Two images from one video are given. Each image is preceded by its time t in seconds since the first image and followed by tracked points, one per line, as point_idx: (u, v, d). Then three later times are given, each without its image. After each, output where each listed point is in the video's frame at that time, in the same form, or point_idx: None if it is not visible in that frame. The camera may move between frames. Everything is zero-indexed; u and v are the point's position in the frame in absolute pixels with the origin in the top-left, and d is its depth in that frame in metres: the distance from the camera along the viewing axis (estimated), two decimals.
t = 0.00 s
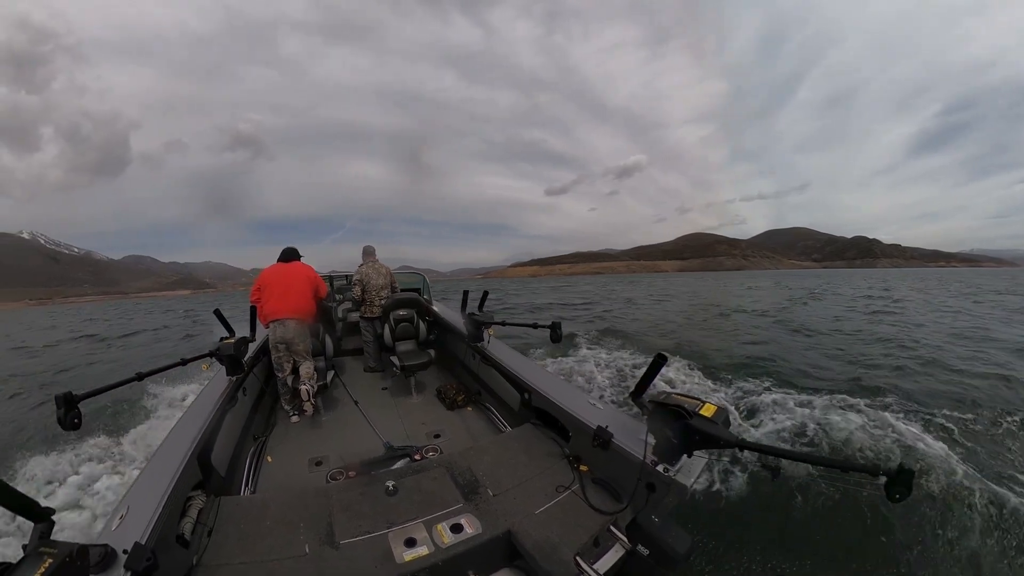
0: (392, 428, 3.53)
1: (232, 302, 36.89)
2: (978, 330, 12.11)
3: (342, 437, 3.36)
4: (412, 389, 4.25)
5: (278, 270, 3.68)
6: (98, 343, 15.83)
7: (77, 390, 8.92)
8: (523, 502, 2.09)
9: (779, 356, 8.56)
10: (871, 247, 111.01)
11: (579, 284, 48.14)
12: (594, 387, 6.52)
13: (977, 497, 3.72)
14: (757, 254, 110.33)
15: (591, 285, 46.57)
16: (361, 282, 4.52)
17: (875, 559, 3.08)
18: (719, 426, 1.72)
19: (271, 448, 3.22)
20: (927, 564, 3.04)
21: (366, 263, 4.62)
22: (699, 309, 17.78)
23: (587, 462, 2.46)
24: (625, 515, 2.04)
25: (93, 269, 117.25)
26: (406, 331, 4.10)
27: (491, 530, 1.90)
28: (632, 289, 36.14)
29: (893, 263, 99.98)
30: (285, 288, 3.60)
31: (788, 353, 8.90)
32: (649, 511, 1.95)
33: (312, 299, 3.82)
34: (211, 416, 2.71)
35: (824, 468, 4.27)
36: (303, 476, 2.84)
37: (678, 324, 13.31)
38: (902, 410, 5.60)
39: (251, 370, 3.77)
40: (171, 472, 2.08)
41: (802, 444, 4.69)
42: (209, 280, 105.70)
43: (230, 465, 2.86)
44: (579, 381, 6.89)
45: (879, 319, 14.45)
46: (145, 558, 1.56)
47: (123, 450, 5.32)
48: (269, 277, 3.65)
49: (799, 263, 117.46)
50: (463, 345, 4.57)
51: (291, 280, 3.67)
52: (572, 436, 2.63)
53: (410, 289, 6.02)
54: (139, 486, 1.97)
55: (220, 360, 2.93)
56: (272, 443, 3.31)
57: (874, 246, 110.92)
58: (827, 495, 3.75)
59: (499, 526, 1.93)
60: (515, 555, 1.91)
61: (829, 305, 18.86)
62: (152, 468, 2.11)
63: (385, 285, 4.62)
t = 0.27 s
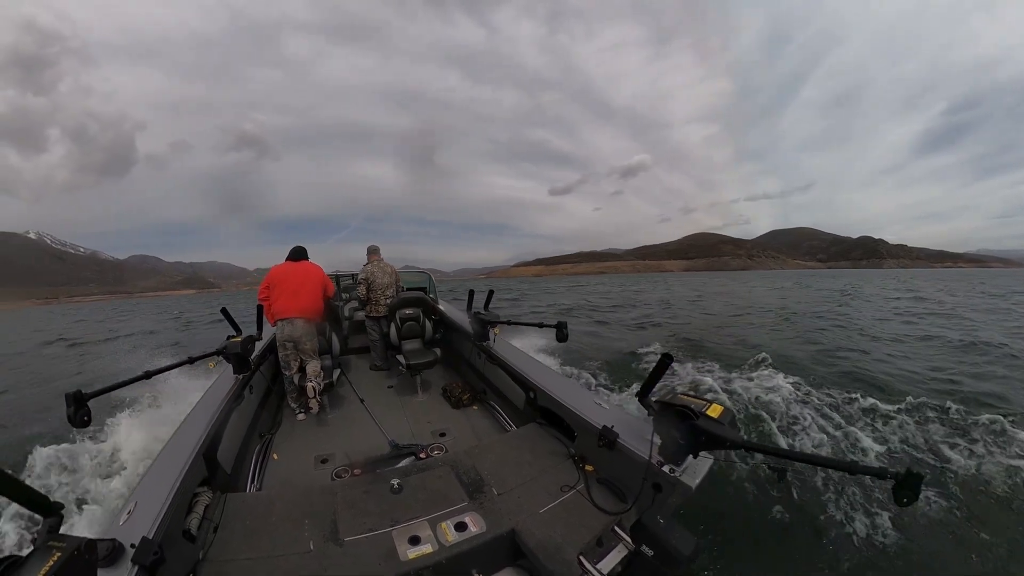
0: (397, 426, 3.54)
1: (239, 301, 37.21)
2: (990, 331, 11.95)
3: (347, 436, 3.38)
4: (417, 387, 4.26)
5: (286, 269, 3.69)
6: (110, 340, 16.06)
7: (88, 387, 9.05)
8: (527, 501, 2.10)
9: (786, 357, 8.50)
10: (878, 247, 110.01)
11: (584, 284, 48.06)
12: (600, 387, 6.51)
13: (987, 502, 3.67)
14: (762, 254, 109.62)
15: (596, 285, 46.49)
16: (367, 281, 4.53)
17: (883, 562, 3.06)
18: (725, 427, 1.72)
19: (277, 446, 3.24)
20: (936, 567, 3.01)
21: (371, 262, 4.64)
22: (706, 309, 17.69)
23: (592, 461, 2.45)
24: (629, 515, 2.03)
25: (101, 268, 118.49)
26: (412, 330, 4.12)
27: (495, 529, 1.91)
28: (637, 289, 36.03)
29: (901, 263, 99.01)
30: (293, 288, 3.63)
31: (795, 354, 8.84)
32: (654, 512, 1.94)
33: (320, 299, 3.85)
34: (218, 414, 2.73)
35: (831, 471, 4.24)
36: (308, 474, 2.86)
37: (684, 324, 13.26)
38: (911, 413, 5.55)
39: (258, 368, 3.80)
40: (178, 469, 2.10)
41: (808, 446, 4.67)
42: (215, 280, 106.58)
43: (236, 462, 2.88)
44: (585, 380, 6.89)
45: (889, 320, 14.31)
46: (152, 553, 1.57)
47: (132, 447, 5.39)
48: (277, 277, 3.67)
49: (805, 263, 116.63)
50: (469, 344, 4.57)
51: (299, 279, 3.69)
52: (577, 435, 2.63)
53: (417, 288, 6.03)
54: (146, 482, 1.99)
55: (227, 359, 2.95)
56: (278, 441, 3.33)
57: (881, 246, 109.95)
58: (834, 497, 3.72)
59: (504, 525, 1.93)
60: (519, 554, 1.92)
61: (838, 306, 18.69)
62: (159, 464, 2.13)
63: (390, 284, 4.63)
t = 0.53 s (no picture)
0: (404, 424, 3.56)
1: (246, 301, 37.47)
2: (1000, 331, 11.82)
3: (354, 433, 3.40)
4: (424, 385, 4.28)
5: (292, 269, 3.71)
6: (120, 340, 16.25)
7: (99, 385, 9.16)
8: (535, 498, 2.10)
9: (793, 356, 8.46)
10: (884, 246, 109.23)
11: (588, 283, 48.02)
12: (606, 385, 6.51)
13: (998, 500, 3.64)
14: (768, 253, 108.98)
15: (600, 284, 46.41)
16: (374, 280, 4.55)
17: (890, 560, 3.04)
18: (732, 424, 1.72)
19: (285, 444, 3.26)
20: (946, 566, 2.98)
21: (378, 261, 4.66)
22: (711, 308, 17.62)
23: (599, 459, 2.46)
24: (635, 513, 2.03)
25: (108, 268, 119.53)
26: (420, 327, 4.14)
27: (503, 526, 1.92)
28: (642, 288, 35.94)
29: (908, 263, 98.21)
30: (301, 288, 3.65)
31: (802, 352, 8.78)
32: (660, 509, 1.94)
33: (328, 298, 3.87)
34: (227, 412, 2.75)
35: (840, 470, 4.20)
36: (316, 471, 2.89)
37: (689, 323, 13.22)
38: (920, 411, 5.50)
39: (266, 366, 3.83)
40: (188, 467, 2.12)
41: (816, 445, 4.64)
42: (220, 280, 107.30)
43: (245, 459, 2.91)
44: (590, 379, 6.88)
45: (896, 319, 14.21)
46: (163, 549, 1.59)
47: (142, 443, 5.45)
48: (285, 277, 3.69)
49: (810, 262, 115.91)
50: (476, 342, 4.59)
51: (307, 279, 3.71)
52: (584, 433, 2.63)
53: (423, 286, 6.06)
54: (156, 480, 2.01)
55: (236, 357, 2.98)
56: (286, 438, 3.35)
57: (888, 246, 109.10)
58: (842, 496, 3.69)
59: (511, 522, 1.94)
60: (526, 552, 1.93)
61: (845, 305, 18.55)
62: (169, 462, 2.15)
63: (398, 283, 4.66)
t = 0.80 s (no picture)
0: (410, 423, 3.57)
1: (252, 300, 37.73)
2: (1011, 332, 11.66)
3: (359, 432, 3.42)
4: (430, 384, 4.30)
5: (297, 268, 3.73)
6: (130, 339, 16.42)
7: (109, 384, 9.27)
8: (540, 497, 2.11)
9: (800, 357, 8.39)
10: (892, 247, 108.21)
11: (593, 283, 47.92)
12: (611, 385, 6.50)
13: (1008, 503, 3.59)
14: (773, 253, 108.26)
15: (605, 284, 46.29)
16: (380, 279, 4.57)
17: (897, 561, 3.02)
18: (738, 423, 1.71)
19: (291, 442, 3.28)
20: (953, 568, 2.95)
21: (385, 260, 4.68)
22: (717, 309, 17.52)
23: (605, 458, 2.46)
24: (640, 512, 2.03)
25: (116, 268, 120.71)
26: (426, 326, 4.16)
27: (508, 524, 1.92)
28: (647, 288, 35.82)
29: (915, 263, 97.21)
30: (307, 287, 3.67)
31: (809, 353, 8.72)
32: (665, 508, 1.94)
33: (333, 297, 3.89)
34: (234, 410, 2.78)
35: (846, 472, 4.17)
36: (322, 469, 2.90)
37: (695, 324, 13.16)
38: (929, 413, 5.45)
39: (273, 365, 3.86)
40: (195, 464, 2.14)
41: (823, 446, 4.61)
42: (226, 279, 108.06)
43: (252, 457, 2.93)
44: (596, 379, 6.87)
45: (904, 320, 14.06)
46: (171, 545, 1.61)
47: (150, 441, 5.50)
48: (291, 276, 3.72)
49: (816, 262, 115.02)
50: (482, 342, 4.61)
51: (313, 278, 3.73)
52: (590, 432, 2.63)
53: (429, 286, 6.08)
54: (164, 477, 2.03)
55: (243, 356, 3.01)
56: (293, 436, 3.38)
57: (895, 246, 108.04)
58: (849, 497, 3.67)
59: (516, 520, 1.94)
60: (530, 551, 1.93)
61: (853, 306, 18.37)
62: (177, 459, 2.18)
63: (404, 282, 4.67)
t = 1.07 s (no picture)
0: (415, 423, 3.58)
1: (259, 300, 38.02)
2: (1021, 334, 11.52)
3: (365, 432, 3.42)
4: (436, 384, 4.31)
5: (302, 269, 3.75)
6: (141, 337, 16.65)
7: (119, 382, 9.37)
8: (545, 499, 2.10)
9: (806, 358, 8.33)
10: (899, 246, 107.22)
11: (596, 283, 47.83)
12: (616, 386, 6.48)
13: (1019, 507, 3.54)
14: (779, 253, 107.56)
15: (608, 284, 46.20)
16: (387, 279, 4.59)
17: (904, 565, 3.00)
18: (746, 425, 1.70)
19: (297, 442, 3.30)
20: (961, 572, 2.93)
21: (391, 261, 4.69)
22: (722, 309, 17.43)
23: (611, 460, 2.45)
24: (646, 515, 2.02)
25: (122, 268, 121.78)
26: (431, 327, 4.17)
27: (513, 526, 1.92)
28: (651, 289, 35.71)
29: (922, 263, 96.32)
30: (312, 288, 3.69)
31: (816, 355, 8.65)
32: (671, 511, 1.92)
33: (338, 298, 3.90)
34: (240, 410, 2.79)
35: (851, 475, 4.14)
36: (328, 469, 2.91)
37: (700, 325, 13.10)
38: (938, 415, 5.40)
39: (279, 365, 3.89)
40: (201, 464, 2.15)
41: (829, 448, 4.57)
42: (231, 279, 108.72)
43: (258, 457, 2.94)
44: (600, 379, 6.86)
45: (913, 322, 13.93)
46: (176, 544, 1.64)
47: (156, 439, 5.54)
48: (297, 277, 3.73)
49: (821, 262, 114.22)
50: (487, 342, 4.61)
51: (318, 279, 3.74)
52: (596, 433, 2.63)
53: (434, 286, 6.09)
54: (170, 477, 2.04)
55: (249, 357, 3.02)
56: (298, 437, 3.39)
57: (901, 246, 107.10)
58: (855, 500, 3.64)
59: (521, 522, 1.94)
60: (535, 553, 1.93)
61: (860, 307, 18.22)
62: (183, 459, 2.19)
63: (409, 283, 4.68)
